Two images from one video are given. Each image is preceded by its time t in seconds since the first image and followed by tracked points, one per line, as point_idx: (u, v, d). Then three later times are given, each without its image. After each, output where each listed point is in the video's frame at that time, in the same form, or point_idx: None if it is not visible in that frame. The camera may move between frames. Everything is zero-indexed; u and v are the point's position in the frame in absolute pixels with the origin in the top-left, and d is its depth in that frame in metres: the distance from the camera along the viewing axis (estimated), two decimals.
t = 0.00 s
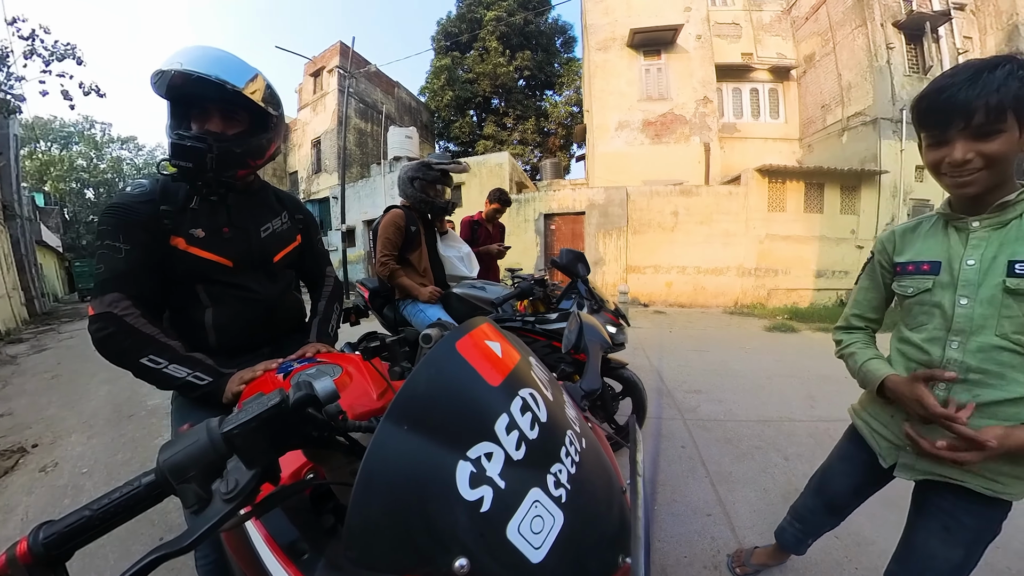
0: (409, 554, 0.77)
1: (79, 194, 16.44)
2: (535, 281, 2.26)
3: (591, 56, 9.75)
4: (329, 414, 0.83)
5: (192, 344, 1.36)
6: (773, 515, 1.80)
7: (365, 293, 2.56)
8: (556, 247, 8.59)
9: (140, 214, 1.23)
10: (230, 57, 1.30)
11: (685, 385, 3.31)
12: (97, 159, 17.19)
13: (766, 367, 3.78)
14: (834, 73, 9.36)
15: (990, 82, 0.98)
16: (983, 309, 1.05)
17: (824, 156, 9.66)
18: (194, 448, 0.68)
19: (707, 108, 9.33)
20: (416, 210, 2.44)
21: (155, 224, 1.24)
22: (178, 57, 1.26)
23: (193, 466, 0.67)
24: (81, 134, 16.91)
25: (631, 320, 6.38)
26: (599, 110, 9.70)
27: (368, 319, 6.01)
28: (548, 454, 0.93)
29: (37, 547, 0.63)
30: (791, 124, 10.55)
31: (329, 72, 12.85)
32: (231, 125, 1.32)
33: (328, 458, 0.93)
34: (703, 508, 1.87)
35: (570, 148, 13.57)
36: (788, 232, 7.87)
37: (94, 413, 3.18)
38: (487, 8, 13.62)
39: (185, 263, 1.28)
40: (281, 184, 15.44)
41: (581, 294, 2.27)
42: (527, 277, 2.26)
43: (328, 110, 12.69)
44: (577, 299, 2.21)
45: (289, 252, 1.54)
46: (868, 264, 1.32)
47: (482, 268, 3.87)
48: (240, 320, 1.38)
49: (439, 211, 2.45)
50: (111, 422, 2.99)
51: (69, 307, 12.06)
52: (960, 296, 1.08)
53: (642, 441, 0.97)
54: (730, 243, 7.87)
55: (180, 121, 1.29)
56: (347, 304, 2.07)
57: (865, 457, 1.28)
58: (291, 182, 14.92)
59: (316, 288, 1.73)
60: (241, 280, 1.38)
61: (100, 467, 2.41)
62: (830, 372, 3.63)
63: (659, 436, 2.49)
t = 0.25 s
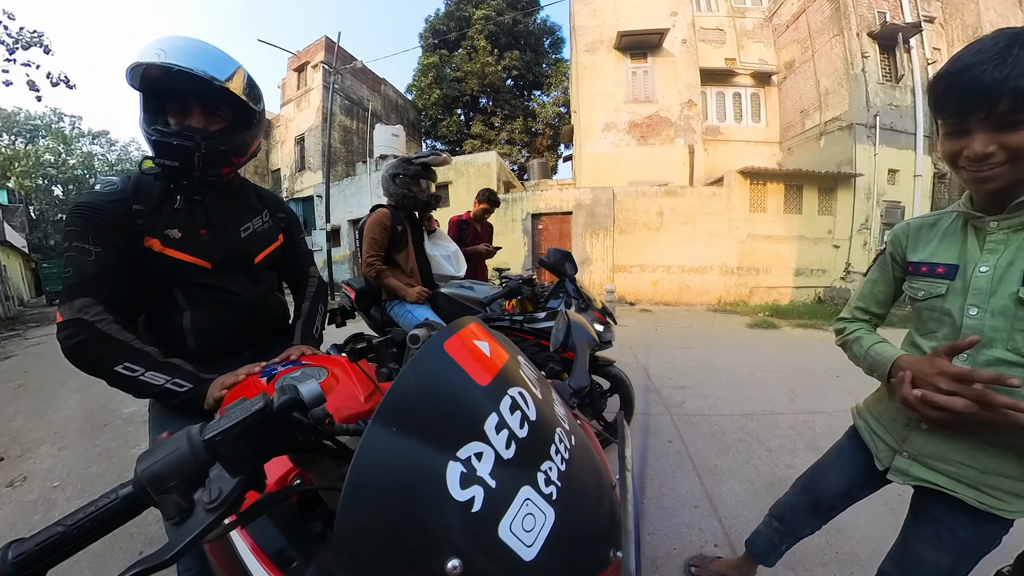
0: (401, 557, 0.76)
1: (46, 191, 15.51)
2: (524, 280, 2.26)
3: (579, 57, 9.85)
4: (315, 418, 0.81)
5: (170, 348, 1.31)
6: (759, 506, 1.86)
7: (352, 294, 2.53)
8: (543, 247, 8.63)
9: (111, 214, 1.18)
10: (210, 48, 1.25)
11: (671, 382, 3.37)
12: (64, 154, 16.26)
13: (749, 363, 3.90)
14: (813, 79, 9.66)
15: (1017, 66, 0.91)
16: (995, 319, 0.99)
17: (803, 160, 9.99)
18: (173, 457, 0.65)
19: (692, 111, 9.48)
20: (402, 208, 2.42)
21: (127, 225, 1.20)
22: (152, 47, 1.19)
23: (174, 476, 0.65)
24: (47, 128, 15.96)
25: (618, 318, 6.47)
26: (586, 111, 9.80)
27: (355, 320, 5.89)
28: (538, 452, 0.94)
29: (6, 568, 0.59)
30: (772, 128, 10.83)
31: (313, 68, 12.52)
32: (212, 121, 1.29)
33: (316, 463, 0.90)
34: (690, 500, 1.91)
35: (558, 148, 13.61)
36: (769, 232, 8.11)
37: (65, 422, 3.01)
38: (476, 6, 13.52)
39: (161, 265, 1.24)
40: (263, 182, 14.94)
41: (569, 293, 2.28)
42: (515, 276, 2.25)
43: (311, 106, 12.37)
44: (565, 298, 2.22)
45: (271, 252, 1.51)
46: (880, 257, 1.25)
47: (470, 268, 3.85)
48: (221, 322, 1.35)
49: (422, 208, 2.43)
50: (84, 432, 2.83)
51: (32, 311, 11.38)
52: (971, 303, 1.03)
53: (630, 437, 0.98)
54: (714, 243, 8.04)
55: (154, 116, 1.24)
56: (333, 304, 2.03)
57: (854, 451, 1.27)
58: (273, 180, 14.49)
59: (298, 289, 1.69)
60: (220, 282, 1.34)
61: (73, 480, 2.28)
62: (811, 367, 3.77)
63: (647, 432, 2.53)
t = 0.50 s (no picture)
0: (394, 561, 0.75)
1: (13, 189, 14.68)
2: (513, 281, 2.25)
3: (569, 59, 9.93)
4: (302, 422, 0.79)
5: (149, 353, 1.27)
6: (746, 499, 1.91)
7: (338, 295, 2.50)
8: (532, 247, 8.67)
9: (85, 214, 1.13)
10: (192, 41, 1.20)
11: (659, 380, 3.43)
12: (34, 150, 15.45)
13: (734, 360, 4.00)
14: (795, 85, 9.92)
15: (966, 72, 0.93)
16: (941, 318, 1.02)
17: (785, 163, 10.28)
18: (154, 467, 0.63)
19: (678, 114, 9.65)
20: (390, 208, 2.38)
21: (102, 225, 1.15)
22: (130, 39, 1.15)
23: (155, 485, 0.63)
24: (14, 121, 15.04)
25: (607, 317, 6.55)
26: (575, 113, 9.90)
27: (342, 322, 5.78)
28: (529, 452, 0.94)
29: None
30: (755, 131, 11.05)
31: (299, 64, 12.21)
32: (193, 116, 1.24)
33: (303, 470, 0.88)
34: (680, 495, 1.94)
35: (547, 149, 13.66)
36: (753, 233, 8.32)
37: (35, 432, 2.84)
38: (466, 6, 13.47)
39: (139, 268, 1.20)
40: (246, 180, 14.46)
41: (558, 293, 2.30)
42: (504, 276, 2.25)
43: (297, 104, 12.09)
44: (554, 298, 2.24)
45: (254, 253, 1.47)
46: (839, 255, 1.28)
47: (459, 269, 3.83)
48: (203, 326, 1.31)
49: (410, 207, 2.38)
50: (57, 443, 2.68)
51: None
52: (919, 301, 1.05)
53: (620, 434, 0.99)
54: (699, 243, 8.21)
55: (132, 111, 1.20)
56: (320, 306, 2.00)
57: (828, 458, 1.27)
58: (257, 178, 14.10)
59: (284, 290, 1.66)
60: (202, 284, 1.30)
61: (46, 493, 2.15)
62: (794, 363, 3.89)
63: (636, 429, 2.57)
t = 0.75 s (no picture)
0: (384, 567, 0.74)
1: None
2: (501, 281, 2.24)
3: (557, 62, 10.03)
4: (287, 429, 0.77)
5: (126, 360, 1.23)
6: (731, 491, 1.96)
7: (324, 297, 2.46)
8: (520, 248, 8.69)
9: (51, 213, 1.07)
10: (179, 35, 1.17)
11: (647, 378, 3.49)
12: None
13: (719, 358, 4.11)
14: (775, 92, 10.18)
15: (870, 87, 1.03)
16: (884, 312, 1.07)
17: (766, 167, 10.58)
18: (130, 478, 0.61)
19: (663, 118, 9.82)
20: (376, 209, 2.34)
21: (71, 224, 1.09)
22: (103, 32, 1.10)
23: (132, 498, 0.60)
24: None
25: (595, 317, 6.62)
26: (563, 114, 9.99)
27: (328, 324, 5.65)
28: (519, 453, 0.94)
29: None
30: (737, 136, 11.36)
31: (282, 59, 11.84)
32: (176, 111, 1.19)
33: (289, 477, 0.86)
34: (669, 490, 1.97)
35: (535, 150, 13.67)
36: (736, 233, 8.52)
37: None
38: (455, 6, 13.36)
39: (111, 270, 1.15)
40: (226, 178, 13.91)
41: (546, 294, 2.31)
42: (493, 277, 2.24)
43: (279, 101, 11.78)
44: (542, 299, 2.24)
45: (234, 254, 1.42)
46: (772, 260, 1.33)
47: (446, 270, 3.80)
48: (181, 331, 1.26)
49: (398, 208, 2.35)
50: (23, 455, 2.52)
51: None
52: (863, 298, 1.10)
53: (608, 432, 1.00)
54: (684, 244, 8.40)
55: (106, 104, 1.13)
56: (304, 309, 1.95)
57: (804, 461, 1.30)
58: (237, 177, 13.62)
59: (267, 292, 1.61)
60: (180, 286, 1.25)
61: (10, 510, 2.02)
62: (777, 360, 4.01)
63: (624, 427, 2.60)
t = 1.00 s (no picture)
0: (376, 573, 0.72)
1: None
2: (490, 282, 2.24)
3: (547, 63, 10.09)
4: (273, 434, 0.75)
5: (100, 367, 1.16)
6: (719, 485, 2.01)
7: (309, 299, 2.43)
8: (509, 248, 8.72)
9: (18, 211, 1.00)
10: (168, 30, 1.19)
11: (636, 376, 3.54)
12: None
13: (705, 355, 4.20)
14: (759, 96, 10.40)
15: (847, 83, 1.06)
16: (870, 309, 1.09)
17: (750, 169, 10.83)
18: (110, 489, 0.58)
19: (651, 120, 9.92)
20: (365, 206, 2.30)
21: (40, 224, 1.03)
22: (93, 35, 1.07)
23: (111, 511, 0.58)
24: None
25: (584, 316, 6.68)
26: (552, 115, 10.05)
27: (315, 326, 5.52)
28: (510, 452, 0.94)
29: None
30: (722, 138, 11.61)
31: (267, 54, 11.44)
32: (172, 107, 1.23)
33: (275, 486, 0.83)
34: (659, 486, 2.01)
35: (524, 150, 13.65)
36: (721, 233, 8.70)
37: None
38: (445, 4, 13.22)
39: (85, 272, 1.10)
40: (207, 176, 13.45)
41: (536, 294, 2.32)
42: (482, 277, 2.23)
43: (264, 97, 11.40)
44: (532, 299, 2.25)
45: (216, 254, 1.39)
46: (755, 263, 1.36)
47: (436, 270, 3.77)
48: (158, 335, 1.21)
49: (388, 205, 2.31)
50: None
51: None
52: (849, 295, 1.12)
53: (598, 431, 1.01)
54: (671, 244, 8.52)
55: (107, 109, 1.11)
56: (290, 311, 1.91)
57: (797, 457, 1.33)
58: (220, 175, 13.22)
59: (250, 293, 1.59)
60: (158, 288, 1.21)
61: None
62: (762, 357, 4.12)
63: (614, 425, 2.63)
